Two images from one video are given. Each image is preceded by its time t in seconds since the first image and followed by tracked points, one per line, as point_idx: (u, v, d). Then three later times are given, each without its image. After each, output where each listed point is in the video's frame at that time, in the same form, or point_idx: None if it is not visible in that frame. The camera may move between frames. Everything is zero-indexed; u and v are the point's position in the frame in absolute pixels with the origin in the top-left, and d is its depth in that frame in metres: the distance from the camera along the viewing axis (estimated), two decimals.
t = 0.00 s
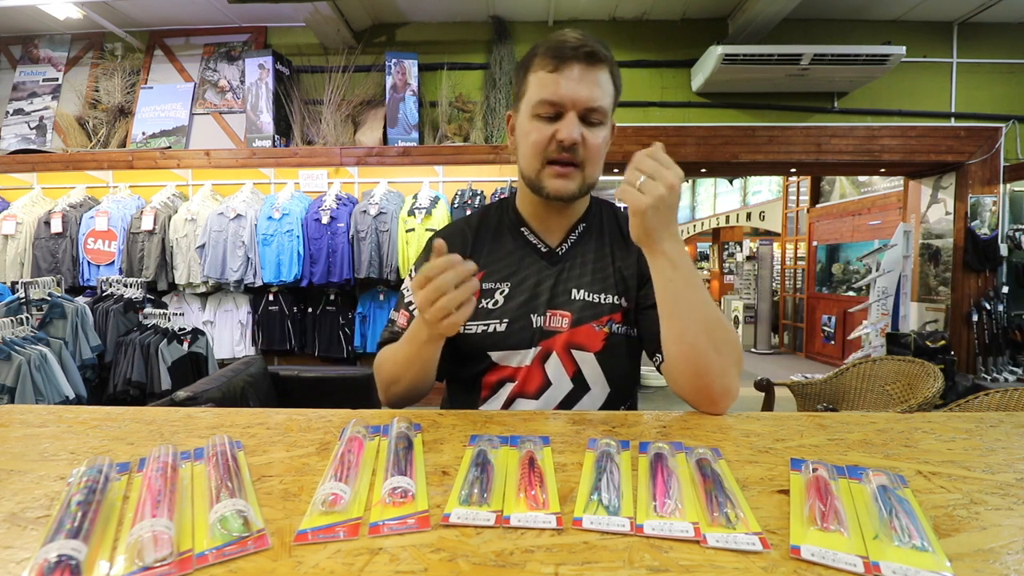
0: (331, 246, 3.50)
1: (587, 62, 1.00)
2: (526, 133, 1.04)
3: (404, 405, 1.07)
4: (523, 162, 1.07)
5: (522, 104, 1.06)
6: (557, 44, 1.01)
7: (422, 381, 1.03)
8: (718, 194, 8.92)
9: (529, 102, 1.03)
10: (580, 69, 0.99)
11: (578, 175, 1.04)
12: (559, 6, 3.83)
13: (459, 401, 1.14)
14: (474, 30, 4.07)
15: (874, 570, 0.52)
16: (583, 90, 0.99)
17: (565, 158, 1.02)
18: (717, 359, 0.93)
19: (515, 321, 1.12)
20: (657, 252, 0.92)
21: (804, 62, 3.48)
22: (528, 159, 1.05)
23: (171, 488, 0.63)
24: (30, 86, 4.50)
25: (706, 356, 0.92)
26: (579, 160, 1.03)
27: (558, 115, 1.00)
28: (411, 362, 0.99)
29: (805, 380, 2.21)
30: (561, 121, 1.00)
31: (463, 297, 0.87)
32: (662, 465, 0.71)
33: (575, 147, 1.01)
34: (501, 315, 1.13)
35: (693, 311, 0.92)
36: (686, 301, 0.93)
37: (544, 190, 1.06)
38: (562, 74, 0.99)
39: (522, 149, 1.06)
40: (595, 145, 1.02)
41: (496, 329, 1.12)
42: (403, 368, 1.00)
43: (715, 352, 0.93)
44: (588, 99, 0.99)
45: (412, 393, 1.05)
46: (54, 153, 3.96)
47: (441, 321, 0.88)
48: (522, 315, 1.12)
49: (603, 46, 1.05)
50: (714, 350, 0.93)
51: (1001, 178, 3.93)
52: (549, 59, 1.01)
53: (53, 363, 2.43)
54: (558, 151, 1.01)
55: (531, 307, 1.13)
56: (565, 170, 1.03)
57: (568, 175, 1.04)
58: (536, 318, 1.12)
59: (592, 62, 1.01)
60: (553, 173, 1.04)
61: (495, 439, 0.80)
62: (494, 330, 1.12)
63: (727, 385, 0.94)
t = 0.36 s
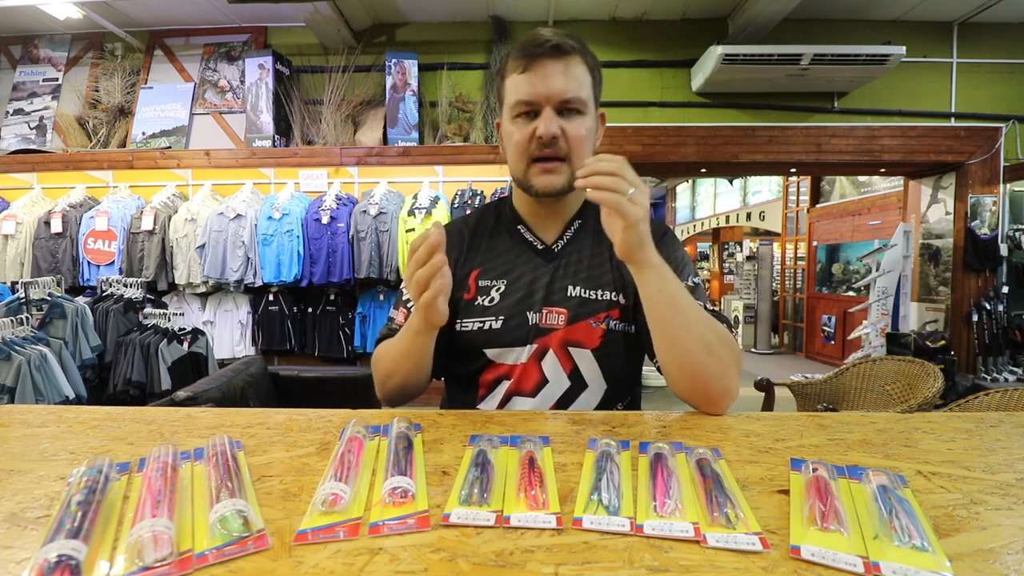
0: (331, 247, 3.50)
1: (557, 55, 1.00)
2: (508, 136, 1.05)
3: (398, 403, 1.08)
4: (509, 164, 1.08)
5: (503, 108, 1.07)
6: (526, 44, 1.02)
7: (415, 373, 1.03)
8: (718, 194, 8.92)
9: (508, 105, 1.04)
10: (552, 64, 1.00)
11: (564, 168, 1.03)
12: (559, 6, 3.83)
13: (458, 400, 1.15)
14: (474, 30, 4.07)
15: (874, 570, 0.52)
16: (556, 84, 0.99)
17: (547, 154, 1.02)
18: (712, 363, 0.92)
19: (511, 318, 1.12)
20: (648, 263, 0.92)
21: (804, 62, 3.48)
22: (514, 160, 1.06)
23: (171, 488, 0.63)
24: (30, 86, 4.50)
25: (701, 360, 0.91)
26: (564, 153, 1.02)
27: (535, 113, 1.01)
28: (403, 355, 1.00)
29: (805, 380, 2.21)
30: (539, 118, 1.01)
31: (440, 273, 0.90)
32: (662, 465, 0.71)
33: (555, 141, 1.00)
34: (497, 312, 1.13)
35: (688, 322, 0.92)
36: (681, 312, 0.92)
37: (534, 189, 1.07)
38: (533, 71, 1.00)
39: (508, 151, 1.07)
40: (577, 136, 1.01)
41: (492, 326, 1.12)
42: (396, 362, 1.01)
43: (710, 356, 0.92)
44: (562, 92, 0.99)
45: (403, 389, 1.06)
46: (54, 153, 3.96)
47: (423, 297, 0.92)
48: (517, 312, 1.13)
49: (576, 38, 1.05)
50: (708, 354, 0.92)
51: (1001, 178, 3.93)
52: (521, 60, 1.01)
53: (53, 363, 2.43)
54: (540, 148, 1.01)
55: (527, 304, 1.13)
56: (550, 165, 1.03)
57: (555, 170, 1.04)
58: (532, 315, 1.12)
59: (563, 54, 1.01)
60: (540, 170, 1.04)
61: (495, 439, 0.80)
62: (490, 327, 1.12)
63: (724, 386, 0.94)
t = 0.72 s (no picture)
0: (331, 247, 3.50)
1: (552, 51, 1.01)
2: (511, 133, 1.04)
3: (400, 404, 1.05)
4: (514, 161, 1.07)
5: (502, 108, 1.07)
6: (522, 43, 1.03)
7: (416, 365, 0.99)
8: (718, 194, 8.92)
9: (508, 104, 1.04)
10: (549, 60, 1.00)
11: (570, 160, 1.03)
12: (559, 6, 3.83)
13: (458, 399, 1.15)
14: (474, 31, 4.07)
15: (874, 570, 0.52)
16: (556, 78, 0.99)
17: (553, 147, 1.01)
18: (694, 373, 0.90)
19: (511, 316, 1.13)
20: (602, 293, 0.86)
21: (804, 62, 3.48)
22: (518, 157, 1.05)
23: (171, 488, 0.63)
24: (30, 86, 4.50)
25: (679, 372, 0.90)
26: (569, 146, 1.01)
27: (538, 108, 1.01)
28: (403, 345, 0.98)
29: (805, 380, 2.21)
30: (542, 113, 1.00)
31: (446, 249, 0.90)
32: (662, 465, 0.71)
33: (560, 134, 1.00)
34: (497, 310, 1.13)
35: (658, 332, 0.87)
36: (650, 325, 0.87)
37: (541, 183, 1.06)
38: (532, 68, 1.00)
39: (511, 150, 1.07)
40: (580, 128, 1.01)
41: (492, 325, 1.12)
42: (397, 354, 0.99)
43: (691, 368, 0.89)
44: (563, 86, 1.00)
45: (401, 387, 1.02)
46: (54, 153, 3.96)
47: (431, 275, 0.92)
48: (517, 311, 1.13)
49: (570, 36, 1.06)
50: (689, 367, 0.89)
51: (1001, 178, 3.93)
52: (518, 59, 1.02)
53: (53, 363, 2.43)
54: (546, 142, 1.01)
55: (527, 303, 1.14)
56: (557, 159, 1.02)
57: (561, 164, 1.03)
58: (531, 314, 1.13)
59: (558, 50, 1.01)
60: (547, 164, 1.03)
61: (495, 440, 0.80)
62: (490, 326, 1.12)
63: (716, 390, 0.93)
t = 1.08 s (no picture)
0: (331, 246, 3.50)
1: (553, 57, 1.00)
2: (510, 139, 1.04)
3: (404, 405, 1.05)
4: (512, 168, 1.07)
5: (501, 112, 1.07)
6: (523, 47, 1.02)
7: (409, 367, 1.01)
8: (717, 194, 8.91)
9: (507, 110, 1.04)
10: (549, 66, 1.00)
11: (568, 170, 1.03)
12: (559, 6, 3.83)
13: (459, 401, 1.15)
14: (474, 31, 4.07)
15: (874, 570, 0.52)
16: (556, 86, 0.99)
17: (551, 156, 1.02)
18: (694, 371, 0.90)
19: (512, 318, 1.12)
20: (600, 291, 0.86)
21: (804, 62, 3.48)
22: (517, 165, 1.05)
23: (171, 488, 0.63)
24: (30, 86, 4.50)
25: (680, 370, 0.90)
26: (567, 155, 1.02)
27: (537, 116, 1.01)
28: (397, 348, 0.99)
29: (805, 380, 2.21)
30: (541, 121, 1.00)
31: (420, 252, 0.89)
32: (662, 465, 0.71)
33: (559, 143, 1.00)
34: (498, 312, 1.13)
35: (658, 330, 0.87)
36: (649, 322, 0.87)
37: (539, 191, 1.06)
38: (532, 74, 1.00)
39: (510, 156, 1.07)
40: (579, 137, 1.01)
41: (493, 326, 1.12)
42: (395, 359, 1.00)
43: (691, 365, 0.89)
44: (563, 94, 0.99)
45: (404, 386, 1.03)
46: (54, 153, 3.96)
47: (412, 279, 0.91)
48: (519, 312, 1.13)
49: (571, 40, 1.05)
50: (690, 365, 0.89)
51: (1001, 178, 3.93)
52: (518, 64, 1.01)
53: (53, 363, 2.43)
54: (544, 151, 1.01)
55: (528, 304, 1.13)
56: (555, 168, 1.03)
57: (559, 173, 1.03)
58: (532, 315, 1.12)
59: (559, 57, 1.01)
60: (545, 173, 1.04)
61: (495, 439, 0.80)
62: (491, 328, 1.12)
63: (716, 388, 0.93)
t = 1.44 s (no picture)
0: (331, 246, 3.50)
1: (561, 59, 0.99)
2: (514, 141, 1.04)
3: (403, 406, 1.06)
4: (515, 169, 1.07)
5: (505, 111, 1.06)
6: (531, 47, 1.00)
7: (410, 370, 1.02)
8: (718, 194, 8.91)
9: (512, 110, 1.03)
10: (557, 69, 0.99)
11: (571, 174, 1.04)
12: (559, 6, 3.83)
13: (458, 400, 1.15)
14: (474, 31, 4.07)
15: (874, 570, 0.52)
16: (564, 90, 0.99)
17: (555, 161, 1.02)
18: (694, 372, 0.90)
19: (512, 318, 1.12)
20: (601, 292, 0.86)
21: (804, 62, 3.48)
22: (520, 166, 1.05)
23: (171, 488, 0.63)
24: (30, 86, 4.50)
25: (680, 371, 0.90)
26: (571, 160, 1.03)
27: (543, 119, 1.00)
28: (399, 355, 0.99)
29: (805, 379, 2.21)
30: (547, 125, 1.00)
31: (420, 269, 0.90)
32: (662, 465, 0.71)
33: (563, 148, 1.01)
34: (498, 312, 1.13)
35: (658, 331, 0.87)
36: (649, 325, 0.87)
37: (541, 194, 1.07)
38: (539, 76, 0.99)
39: (512, 156, 1.07)
40: (583, 142, 1.02)
41: (493, 326, 1.12)
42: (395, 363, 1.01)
43: (692, 366, 0.89)
44: (570, 98, 0.99)
45: (404, 388, 1.04)
46: (54, 153, 3.96)
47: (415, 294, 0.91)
48: (518, 312, 1.13)
49: (579, 40, 1.04)
50: (690, 366, 0.89)
51: (1001, 178, 3.93)
52: (525, 64, 1.00)
53: (53, 363, 2.43)
54: (549, 156, 1.01)
55: (527, 304, 1.13)
56: (558, 172, 1.03)
57: (562, 177, 1.04)
58: (532, 316, 1.12)
59: (567, 59, 1.00)
60: (548, 177, 1.04)
61: (495, 439, 0.80)
62: (490, 328, 1.12)
63: (717, 390, 0.93)
